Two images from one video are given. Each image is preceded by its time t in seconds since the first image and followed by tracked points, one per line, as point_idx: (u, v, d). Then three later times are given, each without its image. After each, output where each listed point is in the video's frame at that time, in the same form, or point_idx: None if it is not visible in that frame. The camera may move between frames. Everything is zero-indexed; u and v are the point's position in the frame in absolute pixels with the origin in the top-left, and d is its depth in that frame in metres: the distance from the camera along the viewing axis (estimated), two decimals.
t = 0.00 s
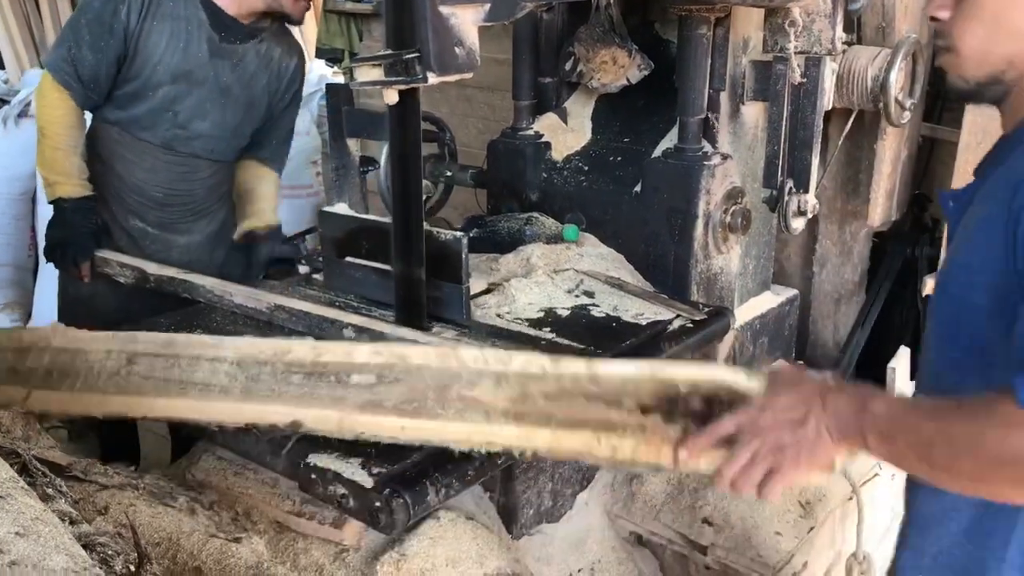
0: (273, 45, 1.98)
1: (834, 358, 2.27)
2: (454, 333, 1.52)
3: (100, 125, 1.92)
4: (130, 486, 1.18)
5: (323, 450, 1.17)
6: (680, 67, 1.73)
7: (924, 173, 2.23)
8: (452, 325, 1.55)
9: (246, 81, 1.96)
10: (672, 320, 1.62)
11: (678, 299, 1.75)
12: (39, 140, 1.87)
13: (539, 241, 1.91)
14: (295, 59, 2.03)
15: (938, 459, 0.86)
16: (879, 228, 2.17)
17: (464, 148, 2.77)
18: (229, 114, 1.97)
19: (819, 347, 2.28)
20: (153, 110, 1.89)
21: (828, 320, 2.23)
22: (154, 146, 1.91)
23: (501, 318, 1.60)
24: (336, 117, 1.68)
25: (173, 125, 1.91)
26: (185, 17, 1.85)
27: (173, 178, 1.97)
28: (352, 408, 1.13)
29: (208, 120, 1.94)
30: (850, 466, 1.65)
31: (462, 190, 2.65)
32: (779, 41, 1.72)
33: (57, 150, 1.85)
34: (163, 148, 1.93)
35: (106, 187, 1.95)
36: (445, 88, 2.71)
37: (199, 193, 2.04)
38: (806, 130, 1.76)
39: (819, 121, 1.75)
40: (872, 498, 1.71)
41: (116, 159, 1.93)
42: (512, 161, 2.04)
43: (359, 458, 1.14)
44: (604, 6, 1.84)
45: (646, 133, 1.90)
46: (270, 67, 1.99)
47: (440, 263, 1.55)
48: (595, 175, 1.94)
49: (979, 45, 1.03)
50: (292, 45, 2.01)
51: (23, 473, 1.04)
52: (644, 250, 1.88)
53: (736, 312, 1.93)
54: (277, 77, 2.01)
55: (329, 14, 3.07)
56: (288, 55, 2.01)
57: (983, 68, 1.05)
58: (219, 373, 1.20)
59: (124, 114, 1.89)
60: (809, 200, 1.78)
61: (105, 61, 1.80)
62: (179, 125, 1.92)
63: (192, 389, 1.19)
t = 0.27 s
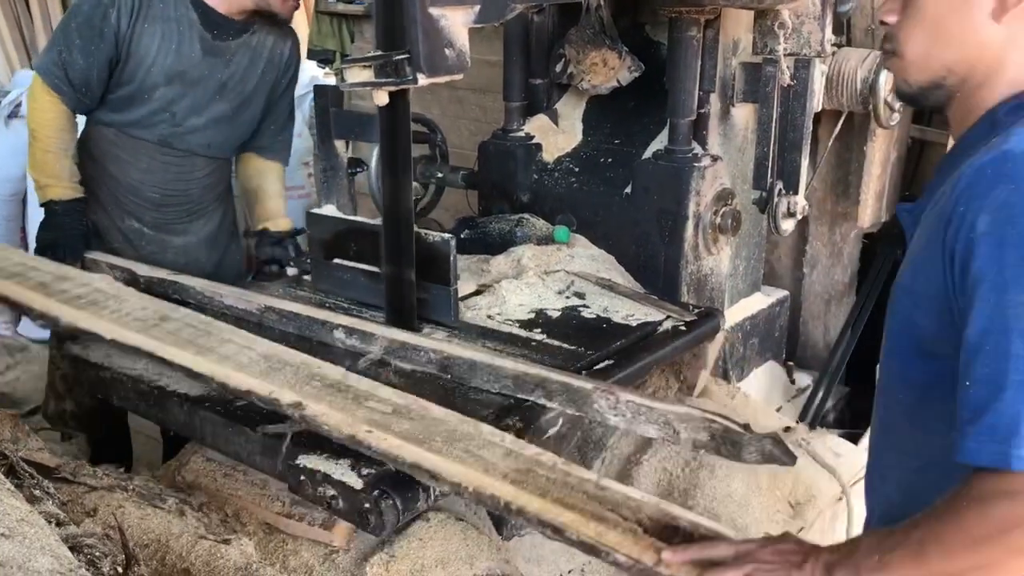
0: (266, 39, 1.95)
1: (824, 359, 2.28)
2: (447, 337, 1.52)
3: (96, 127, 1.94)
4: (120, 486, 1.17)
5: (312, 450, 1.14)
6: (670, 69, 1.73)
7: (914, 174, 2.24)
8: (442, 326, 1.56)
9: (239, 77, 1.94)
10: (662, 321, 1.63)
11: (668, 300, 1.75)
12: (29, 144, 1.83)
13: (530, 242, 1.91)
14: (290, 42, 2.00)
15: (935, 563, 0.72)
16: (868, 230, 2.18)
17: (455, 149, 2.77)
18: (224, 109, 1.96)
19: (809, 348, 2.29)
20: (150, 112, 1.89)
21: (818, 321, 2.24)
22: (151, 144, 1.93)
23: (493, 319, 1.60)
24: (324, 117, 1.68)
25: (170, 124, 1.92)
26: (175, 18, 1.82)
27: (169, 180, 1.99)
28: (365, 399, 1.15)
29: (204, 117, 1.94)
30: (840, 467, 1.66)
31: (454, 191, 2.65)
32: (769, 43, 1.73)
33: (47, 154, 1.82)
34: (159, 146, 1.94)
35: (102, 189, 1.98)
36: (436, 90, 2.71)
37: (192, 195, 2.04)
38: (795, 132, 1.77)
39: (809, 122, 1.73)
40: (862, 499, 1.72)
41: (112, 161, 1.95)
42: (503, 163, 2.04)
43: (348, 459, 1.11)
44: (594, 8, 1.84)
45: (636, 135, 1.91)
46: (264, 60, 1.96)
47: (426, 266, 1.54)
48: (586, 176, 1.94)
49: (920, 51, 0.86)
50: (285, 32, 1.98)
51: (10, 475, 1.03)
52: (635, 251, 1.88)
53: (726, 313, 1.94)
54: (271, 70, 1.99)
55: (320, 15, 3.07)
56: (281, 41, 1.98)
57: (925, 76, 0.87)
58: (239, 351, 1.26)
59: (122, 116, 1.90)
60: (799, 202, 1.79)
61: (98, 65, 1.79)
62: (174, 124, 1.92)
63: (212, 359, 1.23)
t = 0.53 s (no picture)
0: (259, 45, 1.94)
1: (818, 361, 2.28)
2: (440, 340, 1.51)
3: (88, 129, 1.93)
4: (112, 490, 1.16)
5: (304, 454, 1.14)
6: (664, 72, 1.73)
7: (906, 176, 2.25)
8: (431, 329, 1.55)
9: (231, 83, 1.93)
10: (656, 323, 1.63)
11: (662, 303, 1.75)
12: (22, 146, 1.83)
13: (524, 245, 1.91)
14: (284, 54, 1.99)
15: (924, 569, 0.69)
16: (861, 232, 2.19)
17: (449, 151, 2.77)
18: (214, 115, 1.95)
19: (803, 350, 2.29)
20: (141, 114, 1.89)
21: (812, 323, 2.24)
22: (142, 147, 1.92)
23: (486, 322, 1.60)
24: (314, 120, 1.68)
25: (160, 127, 1.92)
26: (167, 20, 1.83)
27: (160, 182, 1.98)
28: (366, 407, 1.15)
29: (195, 122, 1.93)
30: (834, 469, 1.66)
31: (448, 194, 2.65)
32: (762, 45, 1.75)
33: (42, 154, 1.82)
34: (150, 150, 1.93)
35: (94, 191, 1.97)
36: (429, 93, 2.71)
37: (184, 198, 2.04)
38: (788, 134, 1.77)
39: (802, 126, 1.76)
40: (855, 500, 1.72)
41: (104, 163, 1.94)
42: (496, 165, 2.04)
43: (341, 463, 1.11)
44: (588, 11, 1.86)
45: (630, 137, 1.90)
46: (257, 67, 1.95)
47: (418, 269, 1.54)
48: (579, 179, 1.94)
49: (904, 61, 0.88)
50: (278, 43, 1.98)
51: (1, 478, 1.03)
52: (629, 253, 1.88)
53: (720, 315, 1.94)
54: (263, 77, 1.98)
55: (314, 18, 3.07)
56: (274, 51, 1.97)
57: (911, 87, 0.89)
58: (252, 365, 1.27)
59: (113, 119, 1.90)
60: (792, 204, 1.79)
61: (90, 66, 1.79)
62: (166, 128, 1.92)
63: (224, 374, 1.24)
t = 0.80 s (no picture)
0: (258, 48, 1.95)
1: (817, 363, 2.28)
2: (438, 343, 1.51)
3: (87, 130, 1.93)
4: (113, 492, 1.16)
5: (305, 455, 1.14)
6: (663, 75, 1.74)
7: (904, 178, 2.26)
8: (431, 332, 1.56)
9: (230, 85, 1.93)
10: (656, 325, 1.63)
11: (661, 305, 1.76)
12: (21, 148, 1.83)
13: (523, 247, 1.91)
14: (282, 58, 2.00)
15: None
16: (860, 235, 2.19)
17: (448, 153, 2.77)
18: (213, 117, 1.95)
19: (801, 352, 2.30)
20: (140, 115, 1.89)
21: (811, 325, 2.25)
22: (141, 148, 1.92)
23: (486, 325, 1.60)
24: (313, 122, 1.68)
25: (160, 128, 1.92)
26: (167, 22, 1.83)
27: (160, 183, 1.98)
28: (367, 409, 1.15)
29: (194, 123, 1.93)
30: (832, 470, 1.67)
31: (447, 196, 2.66)
32: (760, 49, 1.72)
33: (41, 155, 1.82)
34: (149, 151, 1.94)
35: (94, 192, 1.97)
36: (429, 94, 2.71)
37: (184, 199, 2.04)
38: (787, 136, 1.77)
39: (800, 127, 1.75)
40: (854, 502, 1.73)
41: (103, 164, 1.95)
42: (496, 168, 2.05)
43: (341, 465, 1.11)
44: (588, 14, 1.87)
45: (629, 140, 1.91)
46: (255, 69, 1.96)
47: (418, 271, 1.55)
48: (579, 181, 1.95)
49: (915, 61, 0.89)
50: (276, 46, 1.98)
51: (3, 481, 1.03)
52: (628, 256, 1.89)
53: (719, 318, 1.94)
54: (262, 80, 1.98)
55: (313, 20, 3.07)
56: (273, 55, 1.98)
57: (921, 87, 0.90)
58: (252, 368, 1.28)
59: (112, 120, 1.90)
60: (791, 206, 1.80)
61: (90, 67, 1.79)
62: (166, 129, 1.92)
63: (225, 376, 1.25)
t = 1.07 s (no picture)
0: (258, 47, 1.95)
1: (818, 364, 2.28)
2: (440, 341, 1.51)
3: (89, 128, 1.93)
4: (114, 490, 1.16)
5: (307, 454, 1.14)
6: (665, 75, 1.74)
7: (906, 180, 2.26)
8: (434, 332, 1.55)
9: (231, 83, 1.93)
10: (658, 325, 1.63)
11: (663, 305, 1.76)
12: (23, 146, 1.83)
13: (525, 246, 1.91)
14: (282, 58, 2.00)
15: None
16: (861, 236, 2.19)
17: (450, 153, 2.77)
18: (214, 115, 1.95)
19: (803, 353, 2.30)
20: (141, 114, 1.89)
21: (813, 326, 2.25)
22: (143, 146, 1.92)
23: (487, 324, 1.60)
24: (314, 121, 1.68)
25: (161, 126, 1.92)
26: (168, 21, 1.83)
27: (161, 181, 1.98)
28: (371, 407, 1.15)
29: (195, 121, 1.93)
30: (834, 471, 1.67)
31: (449, 196, 2.66)
32: (764, 49, 1.74)
33: (42, 154, 1.82)
34: (150, 149, 1.93)
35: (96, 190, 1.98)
36: (430, 94, 2.72)
37: (185, 197, 2.04)
38: (790, 137, 1.77)
39: (803, 128, 1.76)
40: (855, 503, 1.73)
41: (105, 162, 1.94)
42: (498, 167, 2.05)
43: (343, 464, 1.11)
44: (590, 14, 1.86)
45: (632, 140, 1.91)
46: (256, 68, 1.96)
47: (419, 271, 1.54)
48: (581, 181, 1.95)
49: (923, 63, 0.89)
50: (276, 46, 1.98)
51: (5, 477, 1.03)
52: (630, 256, 1.89)
53: (720, 318, 1.94)
54: (262, 79, 1.98)
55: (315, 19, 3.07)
56: (273, 55, 1.98)
57: (929, 89, 0.90)
58: (255, 366, 1.27)
59: (113, 118, 1.90)
60: (793, 207, 1.80)
61: (92, 66, 1.80)
62: (168, 128, 1.92)
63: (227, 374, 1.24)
